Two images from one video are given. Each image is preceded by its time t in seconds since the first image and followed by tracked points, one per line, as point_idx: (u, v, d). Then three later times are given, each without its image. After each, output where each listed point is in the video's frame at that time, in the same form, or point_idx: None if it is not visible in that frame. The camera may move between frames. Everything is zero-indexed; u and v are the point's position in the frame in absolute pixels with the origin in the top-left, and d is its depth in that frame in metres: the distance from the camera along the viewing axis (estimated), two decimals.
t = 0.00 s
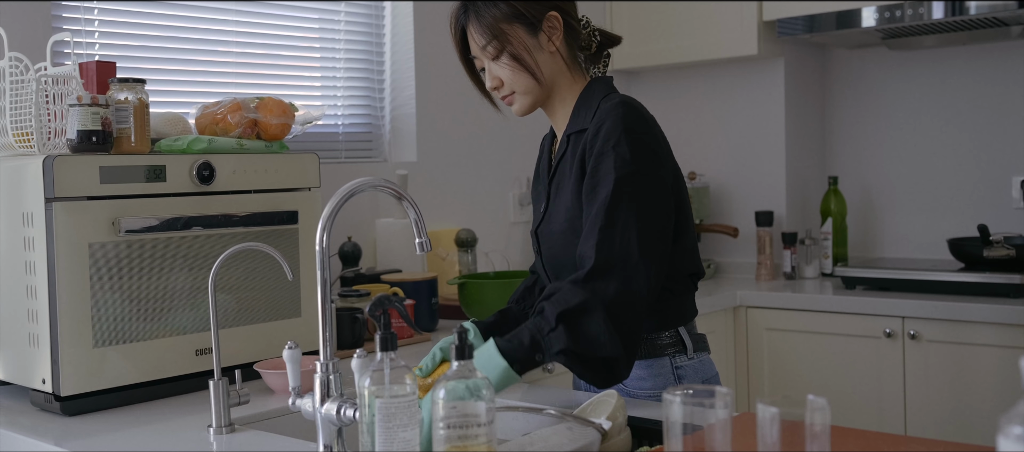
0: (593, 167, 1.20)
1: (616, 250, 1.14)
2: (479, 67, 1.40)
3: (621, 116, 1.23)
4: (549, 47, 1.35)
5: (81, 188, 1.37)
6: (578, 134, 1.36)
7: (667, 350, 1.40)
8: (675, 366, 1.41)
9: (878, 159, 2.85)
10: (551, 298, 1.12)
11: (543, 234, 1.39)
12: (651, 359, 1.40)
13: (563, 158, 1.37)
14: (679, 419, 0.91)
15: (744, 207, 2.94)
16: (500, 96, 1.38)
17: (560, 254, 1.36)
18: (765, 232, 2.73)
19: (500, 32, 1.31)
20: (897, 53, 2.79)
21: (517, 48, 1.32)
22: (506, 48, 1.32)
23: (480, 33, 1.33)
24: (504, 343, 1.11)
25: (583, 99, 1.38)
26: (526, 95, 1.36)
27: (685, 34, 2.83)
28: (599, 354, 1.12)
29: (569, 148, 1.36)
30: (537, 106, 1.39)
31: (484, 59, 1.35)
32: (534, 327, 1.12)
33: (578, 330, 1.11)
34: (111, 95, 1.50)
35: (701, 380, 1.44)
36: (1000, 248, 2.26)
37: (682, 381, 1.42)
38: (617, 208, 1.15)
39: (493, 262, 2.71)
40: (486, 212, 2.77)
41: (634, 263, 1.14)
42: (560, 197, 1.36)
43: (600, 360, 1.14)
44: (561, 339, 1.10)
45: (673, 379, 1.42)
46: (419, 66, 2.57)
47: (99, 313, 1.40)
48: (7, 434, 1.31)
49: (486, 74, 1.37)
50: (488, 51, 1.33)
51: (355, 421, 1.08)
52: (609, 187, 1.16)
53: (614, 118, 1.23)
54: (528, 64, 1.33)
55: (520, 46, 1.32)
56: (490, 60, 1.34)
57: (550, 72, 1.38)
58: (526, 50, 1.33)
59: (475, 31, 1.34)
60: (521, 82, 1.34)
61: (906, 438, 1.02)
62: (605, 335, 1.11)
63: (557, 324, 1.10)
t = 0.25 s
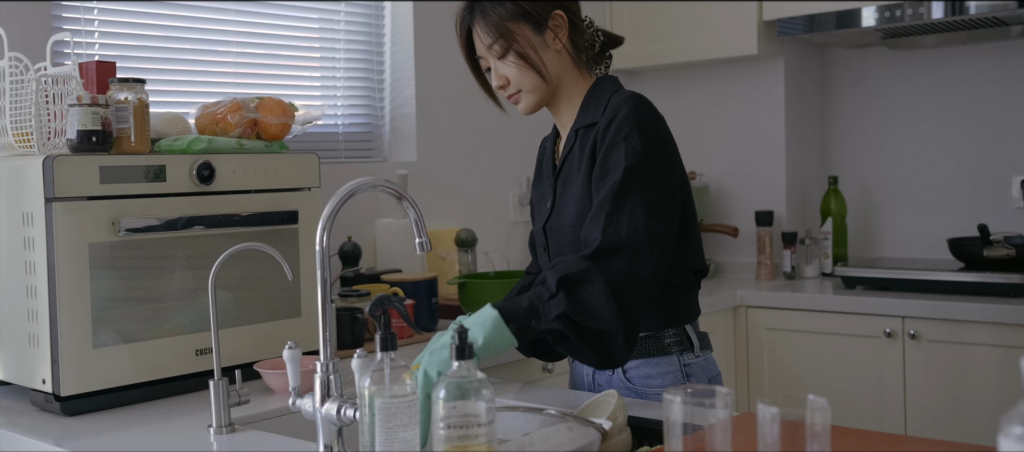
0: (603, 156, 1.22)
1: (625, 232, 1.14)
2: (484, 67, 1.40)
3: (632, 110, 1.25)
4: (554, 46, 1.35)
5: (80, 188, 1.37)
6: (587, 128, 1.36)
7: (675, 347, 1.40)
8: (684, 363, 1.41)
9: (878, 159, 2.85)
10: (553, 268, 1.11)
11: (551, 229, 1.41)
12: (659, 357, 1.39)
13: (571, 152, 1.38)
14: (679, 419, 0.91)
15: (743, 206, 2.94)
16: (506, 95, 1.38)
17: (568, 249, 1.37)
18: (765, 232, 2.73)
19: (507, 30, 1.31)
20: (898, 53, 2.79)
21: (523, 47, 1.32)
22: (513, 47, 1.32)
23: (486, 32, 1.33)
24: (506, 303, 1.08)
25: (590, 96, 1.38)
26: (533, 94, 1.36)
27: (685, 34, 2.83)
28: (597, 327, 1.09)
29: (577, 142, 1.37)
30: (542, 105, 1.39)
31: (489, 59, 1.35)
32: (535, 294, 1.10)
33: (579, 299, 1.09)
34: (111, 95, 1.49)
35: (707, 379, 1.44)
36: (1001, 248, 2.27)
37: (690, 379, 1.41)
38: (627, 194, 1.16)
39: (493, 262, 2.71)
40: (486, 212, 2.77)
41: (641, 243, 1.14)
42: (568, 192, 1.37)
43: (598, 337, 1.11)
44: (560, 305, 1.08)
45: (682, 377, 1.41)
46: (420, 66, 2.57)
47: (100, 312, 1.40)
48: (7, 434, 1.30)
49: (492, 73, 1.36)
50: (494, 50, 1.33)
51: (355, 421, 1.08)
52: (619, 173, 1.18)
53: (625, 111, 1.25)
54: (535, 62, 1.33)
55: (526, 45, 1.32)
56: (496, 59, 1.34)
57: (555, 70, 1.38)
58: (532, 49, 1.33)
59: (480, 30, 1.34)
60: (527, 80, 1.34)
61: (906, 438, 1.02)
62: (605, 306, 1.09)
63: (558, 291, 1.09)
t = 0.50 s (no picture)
0: (622, 147, 1.24)
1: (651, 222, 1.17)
2: (487, 67, 1.40)
3: (645, 104, 1.27)
4: (557, 44, 1.36)
5: (80, 188, 1.37)
6: (595, 124, 1.37)
7: (677, 346, 1.40)
8: (687, 361, 1.40)
9: (878, 159, 2.85)
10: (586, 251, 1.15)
11: (559, 225, 1.41)
12: (662, 355, 1.40)
13: (578, 148, 1.39)
14: (680, 419, 0.91)
15: (744, 206, 2.94)
16: (509, 94, 1.38)
17: (576, 244, 1.38)
18: (766, 231, 2.73)
19: (510, 29, 1.31)
20: (898, 53, 2.79)
21: (527, 45, 1.32)
22: (517, 45, 1.32)
23: (490, 31, 1.33)
24: (536, 279, 1.13)
25: (595, 94, 1.38)
26: (536, 92, 1.35)
27: (685, 34, 2.83)
28: (624, 309, 1.14)
29: (586, 137, 1.38)
30: (545, 103, 1.39)
31: (492, 58, 1.35)
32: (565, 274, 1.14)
33: (608, 281, 1.13)
34: (111, 95, 1.49)
35: (710, 379, 1.44)
36: (1001, 247, 2.27)
37: (694, 377, 1.41)
38: (649, 184, 1.19)
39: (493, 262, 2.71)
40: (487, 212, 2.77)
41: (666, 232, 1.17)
42: (577, 188, 1.38)
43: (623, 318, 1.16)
44: (589, 285, 1.12)
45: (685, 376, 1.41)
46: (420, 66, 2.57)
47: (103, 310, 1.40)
48: (8, 434, 1.30)
49: (495, 72, 1.36)
50: (498, 48, 1.33)
51: (355, 421, 1.08)
52: (641, 163, 1.20)
53: (638, 105, 1.28)
54: (538, 60, 1.33)
55: (529, 43, 1.32)
56: (499, 58, 1.34)
57: (558, 69, 1.38)
58: (536, 47, 1.33)
59: (484, 29, 1.34)
60: (531, 78, 1.34)
61: (907, 438, 1.02)
62: (632, 288, 1.13)
63: (589, 273, 1.13)
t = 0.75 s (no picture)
0: (639, 147, 1.26)
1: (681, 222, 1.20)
2: (486, 66, 1.40)
3: (655, 103, 1.29)
4: (558, 42, 1.36)
5: (80, 187, 1.37)
6: (600, 121, 1.37)
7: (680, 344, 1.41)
8: (690, 359, 1.41)
9: (878, 158, 2.85)
10: (622, 252, 1.16)
11: (564, 223, 1.41)
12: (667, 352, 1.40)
13: (581, 145, 1.39)
14: (680, 418, 0.91)
15: (744, 205, 2.94)
16: (509, 92, 1.37)
17: (583, 242, 1.38)
18: (766, 230, 2.73)
19: (511, 27, 1.31)
20: (898, 52, 2.79)
21: (528, 43, 1.32)
22: (518, 43, 1.32)
23: (490, 29, 1.33)
24: (576, 279, 1.12)
25: (598, 91, 1.39)
26: (537, 90, 1.35)
27: (685, 33, 2.82)
28: (662, 310, 1.16)
29: (591, 134, 1.38)
30: (545, 102, 1.39)
31: (493, 56, 1.35)
32: (603, 276, 1.15)
33: (648, 284, 1.15)
34: (111, 94, 1.49)
35: (712, 378, 1.44)
36: (1001, 246, 2.27)
37: (697, 375, 1.41)
38: (675, 183, 1.22)
39: (493, 262, 2.71)
40: (487, 211, 2.77)
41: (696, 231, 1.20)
42: (583, 186, 1.39)
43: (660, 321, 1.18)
44: (629, 289, 1.14)
45: (688, 374, 1.42)
46: (420, 65, 2.57)
47: (103, 308, 1.40)
48: (8, 434, 1.30)
49: (495, 70, 1.36)
50: (498, 46, 1.33)
51: (355, 421, 1.08)
52: (663, 161, 1.23)
53: (648, 104, 1.29)
54: (539, 58, 1.33)
55: (530, 41, 1.32)
56: (499, 56, 1.34)
57: (559, 67, 1.39)
58: (537, 45, 1.33)
59: (484, 27, 1.34)
60: (532, 76, 1.34)
61: (907, 437, 1.02)
62: (672, 290, 1.16)
63: (628, 275, 1.14)
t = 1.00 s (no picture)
0: (645, 147, 1.27)
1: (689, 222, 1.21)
2: (484, 67, 1.40)
3: (658, 103, 1.29)
4: (557, 42, 1.36)
5: (80, 188, 1.37)
6: (602, 121, 1.37)
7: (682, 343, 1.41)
8: (691, 358, 1.41)
9: (878, 157, 2.85)
10: (632, 253, 1.18)
11: (568, 223, 1.41)
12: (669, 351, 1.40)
13: (583, 145, 1.39)
14: (680, 418, 0.91)
15: (743, 205, 2.94)
16: (509, 93, 1.37)
17: (588, 241, 1.38)
18: (765, 230, 2.73)
19: (510, 27, 1.31)
20: (898, 51, 2.79)
21: (528, 43, 1.32)
22: (517, 43, 1.32)
23: (489, 29, 1.33)
24: (586, 281, 1.13)
25: (598, 90, 1.39)
26: (537, 90, 1.35)
27: (685, 33, 2.82)
28: (673, 312, 1.18)
29: (594, 134, 1.38)
30: (545, 102, 1.39)
31: (492, 57, 1.35)
32: (614, 278, 1.16)
33: (658, 286, 1.16)
34: (111, 94, 1.49)
35: (713, 376, 1.44)
36: (1001, 246, 2.27)
37: (699, 373, 1.42)
38: (681, 183, 1.23)
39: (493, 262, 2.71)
40: (487, 211, 2.77)
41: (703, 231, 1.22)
42: (586, 186, 1.39)
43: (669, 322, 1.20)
44: (639, 291, 1.15)
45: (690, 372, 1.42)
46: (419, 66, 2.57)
47: (103, 309, 1.40)
48: (8, 434, 1.30)
49: (494, 71, 1.36)
50: (497, 47, 1.33)
51: (355, 421, 1.08)
52: (670, 162, 1.23)
53: (652, 104, 1.29)
54: (539, 58, 1.33)
55: (530, 41, 1.32)
56: (498, 57, 1.34)
57: (559, 67, 1.39)
58: (536, 45, 1.33)
59: (483, 28, 1.34)
60: (531, 76, 1.34)
61: (907, 437, 1.02)
62: (682, 292, 1.17)
63: (638, 277, 1.15)
